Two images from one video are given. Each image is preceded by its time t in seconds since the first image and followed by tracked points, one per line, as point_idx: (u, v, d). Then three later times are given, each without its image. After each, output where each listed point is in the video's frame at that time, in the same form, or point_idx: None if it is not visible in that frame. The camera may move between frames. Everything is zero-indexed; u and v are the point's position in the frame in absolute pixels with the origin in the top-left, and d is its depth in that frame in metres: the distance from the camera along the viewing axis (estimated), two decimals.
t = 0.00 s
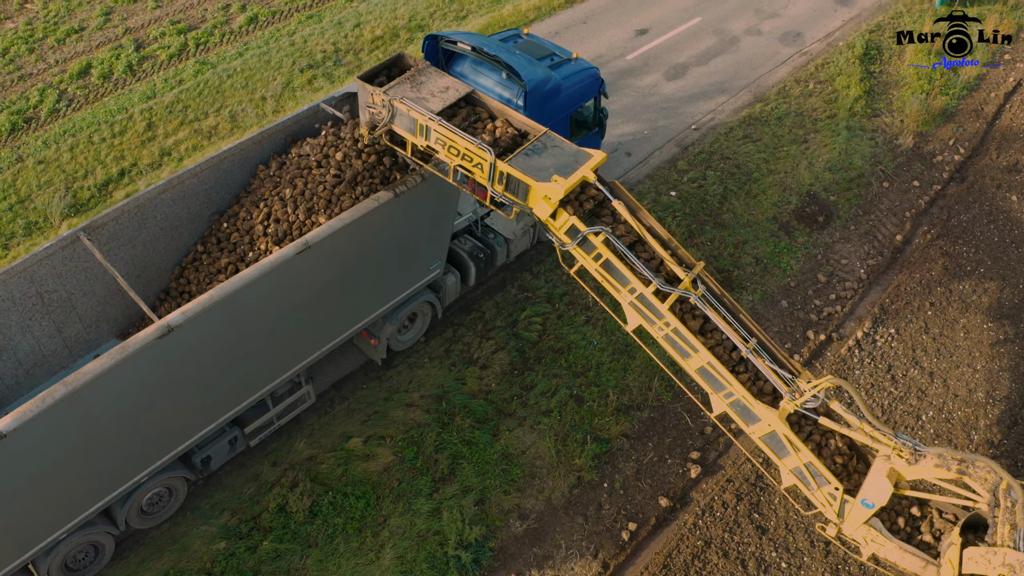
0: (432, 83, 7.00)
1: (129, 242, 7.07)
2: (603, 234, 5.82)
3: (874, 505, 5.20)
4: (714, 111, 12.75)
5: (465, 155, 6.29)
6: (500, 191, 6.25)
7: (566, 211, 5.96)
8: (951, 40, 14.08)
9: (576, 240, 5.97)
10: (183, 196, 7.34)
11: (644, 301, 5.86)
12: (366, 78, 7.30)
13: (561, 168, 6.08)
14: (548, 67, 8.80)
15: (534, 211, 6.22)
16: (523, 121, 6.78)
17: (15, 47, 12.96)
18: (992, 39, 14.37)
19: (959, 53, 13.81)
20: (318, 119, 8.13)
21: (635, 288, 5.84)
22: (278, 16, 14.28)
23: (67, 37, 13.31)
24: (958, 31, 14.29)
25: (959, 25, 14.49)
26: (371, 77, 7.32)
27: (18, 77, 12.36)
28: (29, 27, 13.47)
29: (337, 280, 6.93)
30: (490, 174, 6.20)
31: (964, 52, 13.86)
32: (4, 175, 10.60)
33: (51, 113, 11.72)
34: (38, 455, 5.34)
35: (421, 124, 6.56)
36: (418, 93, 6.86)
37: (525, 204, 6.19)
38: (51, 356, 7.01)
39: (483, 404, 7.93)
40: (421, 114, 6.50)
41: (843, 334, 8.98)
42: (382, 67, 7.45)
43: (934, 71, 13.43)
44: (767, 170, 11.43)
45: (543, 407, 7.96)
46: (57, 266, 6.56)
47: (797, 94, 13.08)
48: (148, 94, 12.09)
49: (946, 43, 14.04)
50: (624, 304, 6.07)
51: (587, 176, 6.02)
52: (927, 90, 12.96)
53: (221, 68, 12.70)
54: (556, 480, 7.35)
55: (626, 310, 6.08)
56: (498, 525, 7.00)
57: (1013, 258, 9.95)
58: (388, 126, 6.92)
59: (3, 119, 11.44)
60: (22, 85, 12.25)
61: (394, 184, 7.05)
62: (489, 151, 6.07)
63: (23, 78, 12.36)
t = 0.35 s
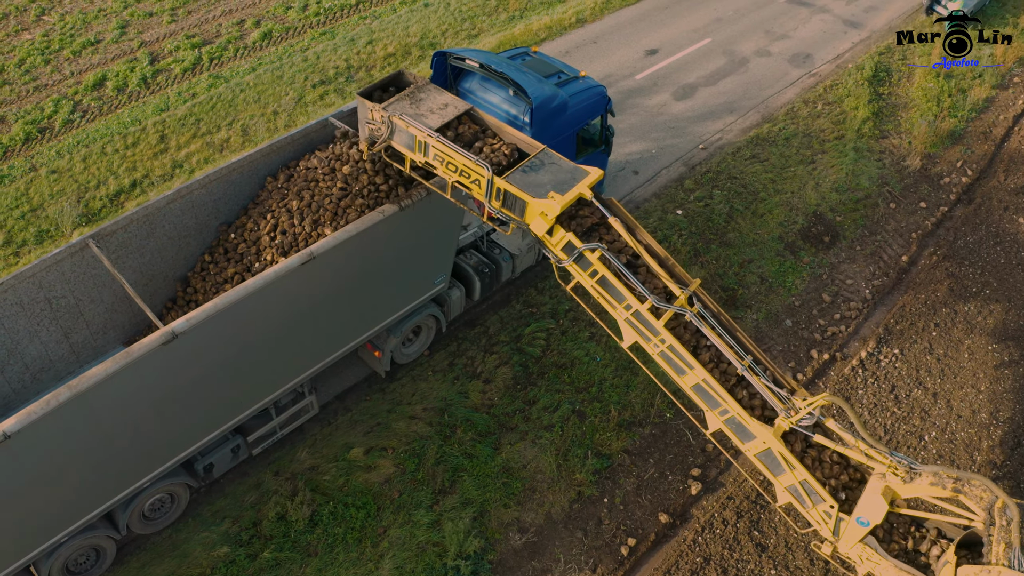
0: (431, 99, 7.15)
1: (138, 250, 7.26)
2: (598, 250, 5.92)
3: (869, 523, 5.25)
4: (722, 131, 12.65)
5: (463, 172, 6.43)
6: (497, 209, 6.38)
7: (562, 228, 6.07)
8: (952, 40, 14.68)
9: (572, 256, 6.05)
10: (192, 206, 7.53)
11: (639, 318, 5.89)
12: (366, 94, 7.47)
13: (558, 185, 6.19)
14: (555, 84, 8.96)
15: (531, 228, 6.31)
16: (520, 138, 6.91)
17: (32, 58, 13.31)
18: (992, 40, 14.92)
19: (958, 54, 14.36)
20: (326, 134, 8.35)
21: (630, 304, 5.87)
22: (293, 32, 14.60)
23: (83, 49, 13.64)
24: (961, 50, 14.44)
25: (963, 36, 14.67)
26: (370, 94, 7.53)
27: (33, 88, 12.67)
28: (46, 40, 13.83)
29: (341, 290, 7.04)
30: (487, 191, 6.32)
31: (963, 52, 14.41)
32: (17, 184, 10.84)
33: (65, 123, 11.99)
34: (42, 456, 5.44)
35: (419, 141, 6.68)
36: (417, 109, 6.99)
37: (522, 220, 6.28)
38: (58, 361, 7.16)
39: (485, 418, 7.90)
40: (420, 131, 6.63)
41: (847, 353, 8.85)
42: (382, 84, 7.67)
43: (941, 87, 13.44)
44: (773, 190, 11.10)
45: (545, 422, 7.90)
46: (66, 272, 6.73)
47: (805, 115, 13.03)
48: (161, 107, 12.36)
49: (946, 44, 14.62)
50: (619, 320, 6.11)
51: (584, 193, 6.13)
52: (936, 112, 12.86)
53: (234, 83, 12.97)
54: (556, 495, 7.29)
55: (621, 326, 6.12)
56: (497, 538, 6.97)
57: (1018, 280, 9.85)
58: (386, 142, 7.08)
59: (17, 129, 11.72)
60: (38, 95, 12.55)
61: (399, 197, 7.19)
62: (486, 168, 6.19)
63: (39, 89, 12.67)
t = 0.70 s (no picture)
0: (421, 100, 7.27)
1: (147, 241, 7.40)
2: (586, 249, 6.02)
3: (858, 518, 5.39)
4: (729, 133, 12.27)
5: (453, 172, 6.49)
6: (487, 209, 6.47)
7: (551, 228, 6.13)
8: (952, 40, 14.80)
9: (561, 255, 6.13)
10: (201, 199, 7.67)
11: (628, 316, 6.00)
12: (356, 95, 7.55)
13: (547, 185, 6.25)
14: (561, 83, 9.03)
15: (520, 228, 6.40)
16: (508, 137, 7.04)
17: (46, 54, 13.50)
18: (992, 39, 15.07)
19: (959, 53, 14.45)
20: (334, 129, 8.48)
21: (619, 302, 5.97)
22: (304, 31, 14.75)
23: (96, 45, 13.83)
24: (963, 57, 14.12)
25: (964, 37, 14.77)
26: (360, 95, 7.58)
27: (47, 83, 12.85)
28: (60, 35, 14.02)
29: (346, 282, 7.15)
30: (477, 192, 6.40)
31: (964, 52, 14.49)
32: (31, 177, 11.01)
33: (78, 119, 12.16)
34: (48, 439, 5.58)
35: (409, 141, 6.75)
36: (406, 110, 7.10)
37: (512, 220, 6.37)
38: (67, 349, 7.30)
39: (487, 411, 7.92)
40: (409, 131, 6.71)
41: (849, 353, 8.72)
42: (372, 85, 7.73)
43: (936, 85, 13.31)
44: (778, 191, 10.81)
45: (547, 417, 7.90)
46: (76, 261, 6.87)
47: (811, 118, 12.60)
48: (173, 103, 12.52)
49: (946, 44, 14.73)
50: (608, 319, 6.19)
51: (573, 192, 6.19)
52: (942, 117, 12.56)
53: (246, 80, 13.12)
54: (556, 488, 7.33)
55: (610, 325, 6.21)
56: (496, 529, 7.03)
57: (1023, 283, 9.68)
58: (377, 143, 7.12)
59: (31, 123, 11.90)
60: (52, 91, 12.74)
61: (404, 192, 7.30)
62: (476, 168, 6.27)
63: (53, 85, 12.85)
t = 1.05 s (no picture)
0: (407, 94, 7.39)
1: (158, 222, 7.60)
2: (571, 236, 6.17)
3: (842, 497, 5.54)
4: (731, 127, 12.07)
5: (440, 163, 6.62)
6: (473, 198, 6.57)
7: (536, 216, 6.28)
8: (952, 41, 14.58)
9: (546, 242, 6.25)
10: (211, 182, 7.87)
11: (613, 301, 6.09)
12: (344, 89, 7.68)
13: (532, 174, 6.43)
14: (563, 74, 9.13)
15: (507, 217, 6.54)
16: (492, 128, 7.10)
17: (59, 46, 13.65)
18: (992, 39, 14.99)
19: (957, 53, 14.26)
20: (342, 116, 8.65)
21: (604, 288, 6.07)
22: (314, 24, 14.87)
23: (109, 38, 13.96)
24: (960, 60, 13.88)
25: (964, 37, 14.55)
26: (348, 90, 7.71)
27: (60, 75, 12.99)
28: (72, 28, 14.16)
29: (352, 264, 7.32)
30: (463, 182, 6.53)
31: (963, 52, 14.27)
32: (43, 165, 11.15)
33: (90, 109, 12.29)
34: (62, 410, 5.82)
35: (396, 134, 6.89)
36: (393, 104, 7.23)
37: (497, 209, 6.50)
38: (80, 328, 7.46)
39: (489, 393, 8.01)
40: (396, 124, 6.85)
41: (846, 341, 8.81)
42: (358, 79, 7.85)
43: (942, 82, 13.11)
44: (778, 184, 10.70)
45: (547, 399, 7.97)
46: (89, 241, 7.08)
47: (812, 113, 12.38)
48: (184, 94, 12.65)
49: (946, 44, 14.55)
50: (594, 305, 6.28)
51: (557, 181, 6.37)
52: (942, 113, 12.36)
53: (256, 73, 13.25)
54: (555, 467, 7.44)
55: (596, 310, 6.30)
56: (497, 507, 7.16)
57: (1020, 276, 9.65)
58: (364, 136, 7.26)
59: (44, 113, 12.05)
60: (65, 81, 12.88)
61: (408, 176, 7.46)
62: (462, 159, 6.42)
63: (65, 76, 12.99)
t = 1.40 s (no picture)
0: (400, 76, 7.58)
1: (173, 195, 7.90)
2: (558, 207, 6.27)
3: (821, 455, 5.78)
4: (727, 113, 11.55)
5: (432, 140, 6.82)
6: (464, 173, 6.76)
7: (524, 189, 6.40)
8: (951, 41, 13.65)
9: (534, 214, 6.38)
10: (224, 157, 8.11)
11: (599, 270, 6.25)
12: (341, 72, 7.90)
13: (520, 149, 6.58)
14: (564, 57, 9.22)
15: (496, 190, 6.69)
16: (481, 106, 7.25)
17: (72, 36, 13.81)
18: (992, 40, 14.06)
19: (958, 53, 13.31)
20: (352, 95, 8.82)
21: (590, 257, 6.22)
22: (323, 16, 15.03)
23: (121, 27, 14.14)
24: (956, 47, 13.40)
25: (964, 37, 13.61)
26: (344, 73, 7.92)
27: (74, 62, 13.17)
28: (85, 18, 14.32)
29: (360, 235, 7.54)
30: (454, 157, 6.72)
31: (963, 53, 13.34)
32: (58, 149, 11.31)
33: (103, 95, 12.44)
34: (79, 366, 6.14)
35: (390, 113, 7.11)
36: (387, 85, 7.42)
37: (488, 183, 6.66)
38: (96, 296, 7.87)
39: (490, 363, 8.20)
40: (389, 103, 7.08)
41: (837, 318, 8.87)
42: (353, 64, 8.05)
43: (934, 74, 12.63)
44: (773, 168, 10.53)
45: (545, 369, 8.17)
46: (106, 211, 7.45)
47: (809, 100, 11.82)
48: (195, 81, 12.81)
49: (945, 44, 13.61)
50: (581, 274, 6.43)
51: (544, 155, 6.51)
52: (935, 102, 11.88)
53: (265, 61, 13.40)
54: (553, 433, 7.66)
55: (583, 279, 6.45)
56: (495, 470, 7.40)
57: (1010, 259, 9.71)
58: (360, 117, 7.48)
59: (58, 99, 12.21)
60: (79, 69, 13.06)
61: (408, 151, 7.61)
62: (453, 136, 6.59)
63: (78, 64, 13.15)
